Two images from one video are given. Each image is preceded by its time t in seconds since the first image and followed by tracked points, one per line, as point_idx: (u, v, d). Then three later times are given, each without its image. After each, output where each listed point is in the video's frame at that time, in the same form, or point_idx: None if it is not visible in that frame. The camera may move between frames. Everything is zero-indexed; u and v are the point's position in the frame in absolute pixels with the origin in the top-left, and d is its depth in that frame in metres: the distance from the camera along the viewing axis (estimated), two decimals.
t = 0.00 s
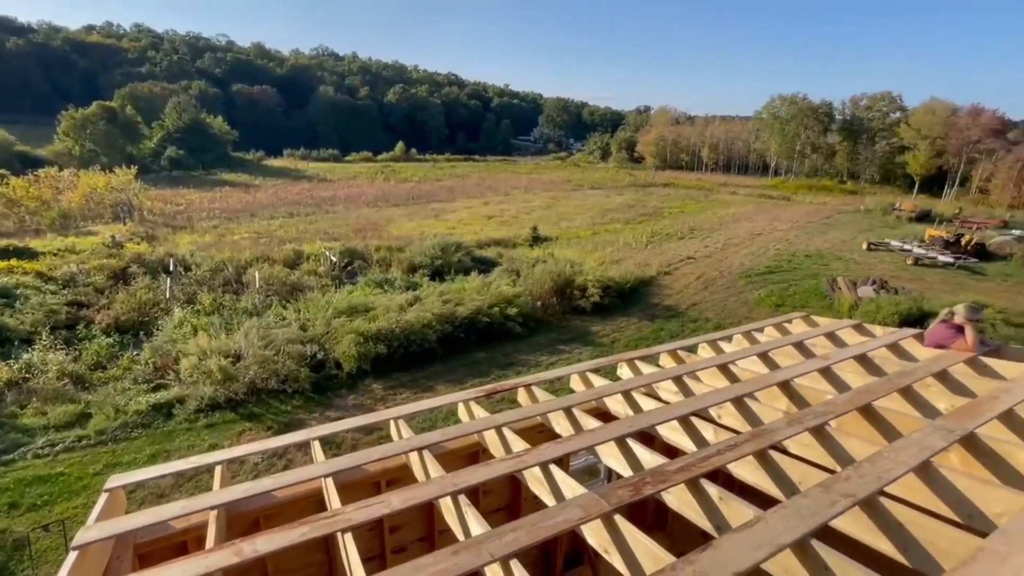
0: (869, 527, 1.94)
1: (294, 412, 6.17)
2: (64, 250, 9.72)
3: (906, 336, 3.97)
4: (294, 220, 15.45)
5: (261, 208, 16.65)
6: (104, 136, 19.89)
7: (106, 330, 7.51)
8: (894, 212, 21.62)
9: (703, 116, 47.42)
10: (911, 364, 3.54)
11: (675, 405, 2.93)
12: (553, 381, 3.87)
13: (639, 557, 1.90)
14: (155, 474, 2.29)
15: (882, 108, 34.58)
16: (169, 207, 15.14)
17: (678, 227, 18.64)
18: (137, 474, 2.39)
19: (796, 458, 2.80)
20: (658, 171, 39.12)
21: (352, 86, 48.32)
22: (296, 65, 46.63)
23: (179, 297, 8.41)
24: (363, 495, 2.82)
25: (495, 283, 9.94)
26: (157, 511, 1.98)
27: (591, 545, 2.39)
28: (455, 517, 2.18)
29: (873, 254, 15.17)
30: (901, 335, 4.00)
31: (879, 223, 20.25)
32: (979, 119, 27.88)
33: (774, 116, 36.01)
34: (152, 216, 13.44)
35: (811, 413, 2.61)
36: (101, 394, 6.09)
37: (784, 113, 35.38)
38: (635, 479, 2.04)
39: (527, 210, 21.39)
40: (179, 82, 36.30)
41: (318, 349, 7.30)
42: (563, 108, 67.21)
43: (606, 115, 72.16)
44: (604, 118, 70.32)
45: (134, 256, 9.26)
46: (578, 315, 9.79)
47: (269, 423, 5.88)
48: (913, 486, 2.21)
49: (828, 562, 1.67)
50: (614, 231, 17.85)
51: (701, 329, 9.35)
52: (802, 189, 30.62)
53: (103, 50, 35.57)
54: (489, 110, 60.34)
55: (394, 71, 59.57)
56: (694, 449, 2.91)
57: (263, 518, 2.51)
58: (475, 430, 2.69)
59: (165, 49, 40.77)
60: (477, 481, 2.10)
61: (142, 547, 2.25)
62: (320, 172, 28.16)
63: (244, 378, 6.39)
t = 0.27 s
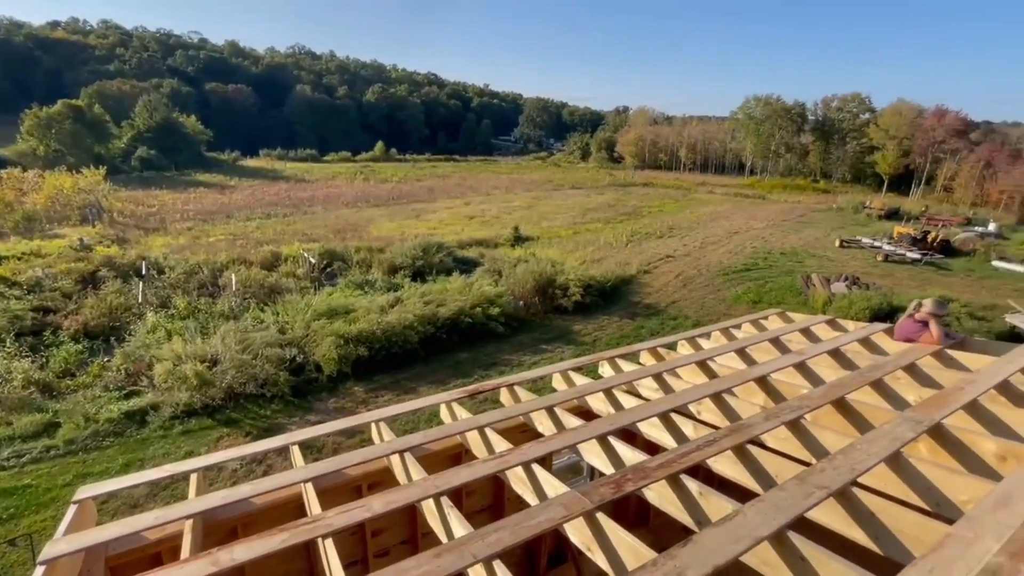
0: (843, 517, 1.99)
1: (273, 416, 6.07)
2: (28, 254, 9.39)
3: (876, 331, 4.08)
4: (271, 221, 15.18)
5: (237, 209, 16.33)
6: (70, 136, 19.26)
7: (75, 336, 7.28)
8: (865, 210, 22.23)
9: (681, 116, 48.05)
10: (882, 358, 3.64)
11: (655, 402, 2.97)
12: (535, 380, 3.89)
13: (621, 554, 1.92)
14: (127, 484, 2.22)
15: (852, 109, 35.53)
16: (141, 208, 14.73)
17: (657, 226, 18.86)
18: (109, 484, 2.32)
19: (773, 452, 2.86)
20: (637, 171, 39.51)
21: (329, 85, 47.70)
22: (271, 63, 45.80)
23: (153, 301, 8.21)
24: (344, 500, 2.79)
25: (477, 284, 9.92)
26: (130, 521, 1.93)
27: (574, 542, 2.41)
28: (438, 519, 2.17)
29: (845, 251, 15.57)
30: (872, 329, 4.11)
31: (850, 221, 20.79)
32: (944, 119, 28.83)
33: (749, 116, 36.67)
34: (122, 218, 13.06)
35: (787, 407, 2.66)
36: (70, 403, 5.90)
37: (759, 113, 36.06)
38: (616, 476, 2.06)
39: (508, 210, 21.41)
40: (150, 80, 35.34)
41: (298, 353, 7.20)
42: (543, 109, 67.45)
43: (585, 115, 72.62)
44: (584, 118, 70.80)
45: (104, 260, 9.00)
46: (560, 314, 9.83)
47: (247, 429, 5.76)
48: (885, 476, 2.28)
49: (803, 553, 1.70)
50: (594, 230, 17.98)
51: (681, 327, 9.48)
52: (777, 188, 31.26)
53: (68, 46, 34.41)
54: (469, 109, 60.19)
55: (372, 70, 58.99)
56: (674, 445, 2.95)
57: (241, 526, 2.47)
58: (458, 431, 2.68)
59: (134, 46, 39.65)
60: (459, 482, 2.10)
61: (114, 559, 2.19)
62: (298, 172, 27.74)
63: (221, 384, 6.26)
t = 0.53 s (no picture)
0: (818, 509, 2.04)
1: (252, 422, 5.96)
2: None
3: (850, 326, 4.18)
4: (249, 222, 14.91)
5: (213, 210, 16.00)
6: (36, 135, 18.64)
7: (42, 342, 7.04)
8: (838, 208, 22.80)
9: (659, 117, 48.63)
10: (855, 352, 3.73)
11: (636, 400, 2.99)
12: (518, 380, 3.89)
13: (603, 551, 1.94)
14: (98, 495, 2.16)
15: (824, 110, 36.41)
16: (111, 210, 14.33)
17: (637, 225, 19.04)
18: (79, 495, 2.25)
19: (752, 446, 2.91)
20: (618, 170, 39.83)
21: (307, 84, 47.05)
22: (247, 61, 44.96)
23: (125, 306, 7.99)
24: (325, 505, 2.75)
25: (459, 284, 9.89)
26: (100, 534, 1.87)
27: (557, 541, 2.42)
28: (421, 522, 2.16)
29: (819, 249, 15.94)
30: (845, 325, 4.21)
31: (824, 219, 21.30)
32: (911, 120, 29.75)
33: (726, 116, 37.29)
34: (92, 220, 12.67)
35: (764, 402, 2.72)
36: (37, 412, 5.71)
37: (735, 114, 36.70)
38: (598, 474, 2.07)
39: (490, 210, 21.40)
40: (120, 77, 34.36)
41: (277, 356, 7.09)
42: (523, 108, 67.57)
43: (566, 115, 72.99)
44: (564, 118, 71.20)
45: (72, 264, 8.73)
46: (543, 313, 9.86)
47: (226, 435, 5.65)
48: (858, 468, 2.34)
49: (781, 545, 1.74)
50: (576, 229, 18.07)
51: (662, 324, 9.60)
52: (754, 187, 31.86)
53: (32, 43, 33.24)
54: (449, 109, 59.97)
55: (351, 69, 58.35)
56: (655, 442, 2.98)
57: (219, 534, 2.42)
58: (440, 432, 2.67)
59: (103, 43, 38.51)
60: (442, 484, 2.08)
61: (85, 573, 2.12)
62: (275, 172, 27.30)
63: (198, 389, 6.13)
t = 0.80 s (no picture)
0: (796, 502, 2.08)
1: (231, 427, 5.84)
2: None
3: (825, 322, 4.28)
4: (225, 223, 14.62)
5: (188, 212, 15.64)
6: None
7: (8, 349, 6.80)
8: (813, 207, 23.31)
9: (639, 117, 49.09)
10: (830, 347, 3.82)
11: (619, 398, 3.02)
12: (501, 380, 3.89)
13: (587, 548, 1.95)
14: (67, 507, 2.09)
15: (799, 111, 37.19)
16: (81, 212, 13.90)
17: (619, 224, 19.19)
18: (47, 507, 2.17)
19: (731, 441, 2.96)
20: (599, 170, 40.07)
21: (284, 83, 46.31)
22: (222, 59, 44.00)
23: (96, 310, 7.77)
24: (307, 510, 2.71)
25: (441, 284, 9.84)
26: (70, 547, 1.81)
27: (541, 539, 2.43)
28: (405, 524, 2.15)
29: (795, 246, 16.28)
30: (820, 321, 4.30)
31: (800, 217, 21.75)
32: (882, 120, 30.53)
33: (704, 116, 37.83)
34: (60, 223, 12.28)
35: (744, 398, 2.76)
36: (3, 421, 5.51)
37: (713, 114, 37.24)
38: (581, 472, 2.08)
39: (472, 210, 21.34)
40: (88, 75, 33.31)
41: (256, 360, 6.98)
42: (504, 108, 67.58)
43: (547, 115, 73.20)
44: (545, 118, 71.44)
45: (39, 268, 8.45)
46: (525, 313, 9.87)
47: (203, 441, 5.53)
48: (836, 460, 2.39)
49: (761, 537, 1.76)
50: (558, 229, 18.13)
51: (643, 322, 9.69)
52: (732, 186, 32.38)
53: None
54: (430, 109, 59.67)
55: (329, 67, 57.59)
56: (637, 439, 3.01)
57: (196, 544, 2.37)
58: (423, 434, 2.65)
59: (70, 40, 37.30)
60: (425, 486, 2.07)
61: None
62: (252, 173, 26.82)
63: (174, 395, 5.99)
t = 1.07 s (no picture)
0: (775, 496, 2.11)
1: (209, 433, 5.72)
2: None
3: (801, 318, 4.37)
4: (201, 225, 14.32)
5: (163, 214, 15.28)
6: None
7: None
8: (789, 205, 23.77)
9: (619, 117, 49.48)
10: (807, 343, 3.90)
11: (601, 396, 3.04)
12: (484, 380, 3.88)
13: (570, 548, 1.96)
14: (35, 520, 2.02)
15: (774, 111, 37.93)
16: (49, 215, 13.46)
17: (600, 223, 19.32)
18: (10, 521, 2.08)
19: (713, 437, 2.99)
20: (580, 170, 40.28)
21: (261, 82, 45.52)
22: (197, 57, 43.01)
23: (66, 316, 7.55)
24: (287, 517, 2.67)
25: (424, 285, 9.80)
26: (42, 561, 1.75)
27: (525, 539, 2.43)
28: (388, 529, 2.13)
29: (773, 244, 16.59)
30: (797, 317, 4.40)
31: (776, 216, 22.18)
32: (854, 121, 31.34)
33: (683, 117, 38.32)
34: (27, 226, 11.87)
35: (723, 394, 2.81)
36: None
37: (692, 114, 37.77)
38: (565, 471, 2.09)
39: (454, 210, 21.26)
40: (55, 73, 32.23)
41: (234, 364, 6.86)
42: (485, 108, 67.52)
43: (528, 116, 73.38)
44: (526, 118, 71.58)
45: (5, 272, 8.16)
46: (509, 313, 9.87)
47: (181, 448, 5.41)
48: (811, 454, 2.45)
49: (742, 532, 1.79)
50: (540, 228, 18.18)
51: (626, 320, 9.77)
52: (710, 185, 32.85)
53: None
54: (410, 109, 59.26)
55: (308, 66, 56.77)
56: (620, 436, 3.03)
57: (172, 554, 2.31)
58: (405, 436, 2.63)
59: (35, 37, 36.06)
60: (408, 489, 2.05)
61: None
62: (229, 173, 26.32)
63: (149, 401, 5.85)
